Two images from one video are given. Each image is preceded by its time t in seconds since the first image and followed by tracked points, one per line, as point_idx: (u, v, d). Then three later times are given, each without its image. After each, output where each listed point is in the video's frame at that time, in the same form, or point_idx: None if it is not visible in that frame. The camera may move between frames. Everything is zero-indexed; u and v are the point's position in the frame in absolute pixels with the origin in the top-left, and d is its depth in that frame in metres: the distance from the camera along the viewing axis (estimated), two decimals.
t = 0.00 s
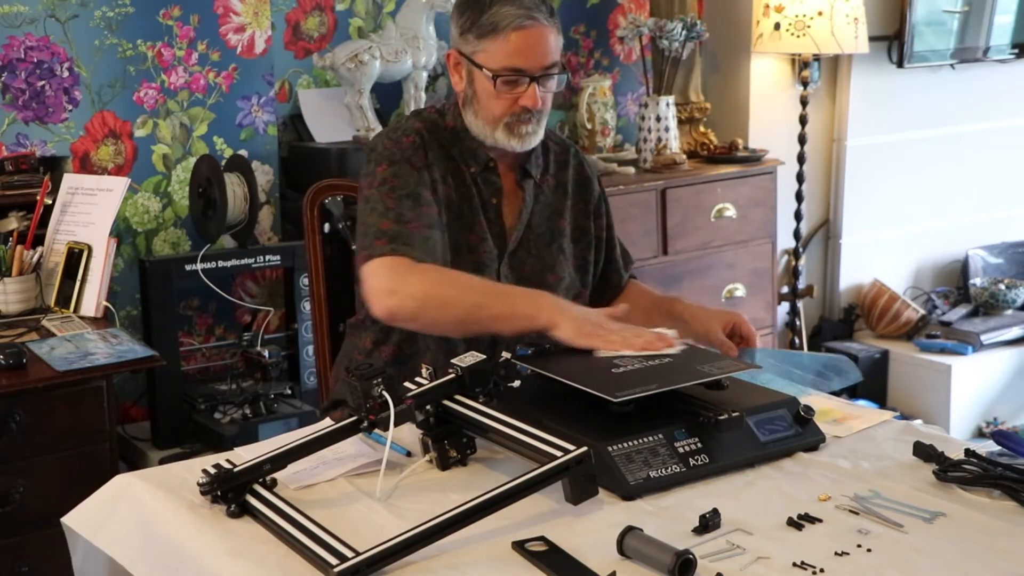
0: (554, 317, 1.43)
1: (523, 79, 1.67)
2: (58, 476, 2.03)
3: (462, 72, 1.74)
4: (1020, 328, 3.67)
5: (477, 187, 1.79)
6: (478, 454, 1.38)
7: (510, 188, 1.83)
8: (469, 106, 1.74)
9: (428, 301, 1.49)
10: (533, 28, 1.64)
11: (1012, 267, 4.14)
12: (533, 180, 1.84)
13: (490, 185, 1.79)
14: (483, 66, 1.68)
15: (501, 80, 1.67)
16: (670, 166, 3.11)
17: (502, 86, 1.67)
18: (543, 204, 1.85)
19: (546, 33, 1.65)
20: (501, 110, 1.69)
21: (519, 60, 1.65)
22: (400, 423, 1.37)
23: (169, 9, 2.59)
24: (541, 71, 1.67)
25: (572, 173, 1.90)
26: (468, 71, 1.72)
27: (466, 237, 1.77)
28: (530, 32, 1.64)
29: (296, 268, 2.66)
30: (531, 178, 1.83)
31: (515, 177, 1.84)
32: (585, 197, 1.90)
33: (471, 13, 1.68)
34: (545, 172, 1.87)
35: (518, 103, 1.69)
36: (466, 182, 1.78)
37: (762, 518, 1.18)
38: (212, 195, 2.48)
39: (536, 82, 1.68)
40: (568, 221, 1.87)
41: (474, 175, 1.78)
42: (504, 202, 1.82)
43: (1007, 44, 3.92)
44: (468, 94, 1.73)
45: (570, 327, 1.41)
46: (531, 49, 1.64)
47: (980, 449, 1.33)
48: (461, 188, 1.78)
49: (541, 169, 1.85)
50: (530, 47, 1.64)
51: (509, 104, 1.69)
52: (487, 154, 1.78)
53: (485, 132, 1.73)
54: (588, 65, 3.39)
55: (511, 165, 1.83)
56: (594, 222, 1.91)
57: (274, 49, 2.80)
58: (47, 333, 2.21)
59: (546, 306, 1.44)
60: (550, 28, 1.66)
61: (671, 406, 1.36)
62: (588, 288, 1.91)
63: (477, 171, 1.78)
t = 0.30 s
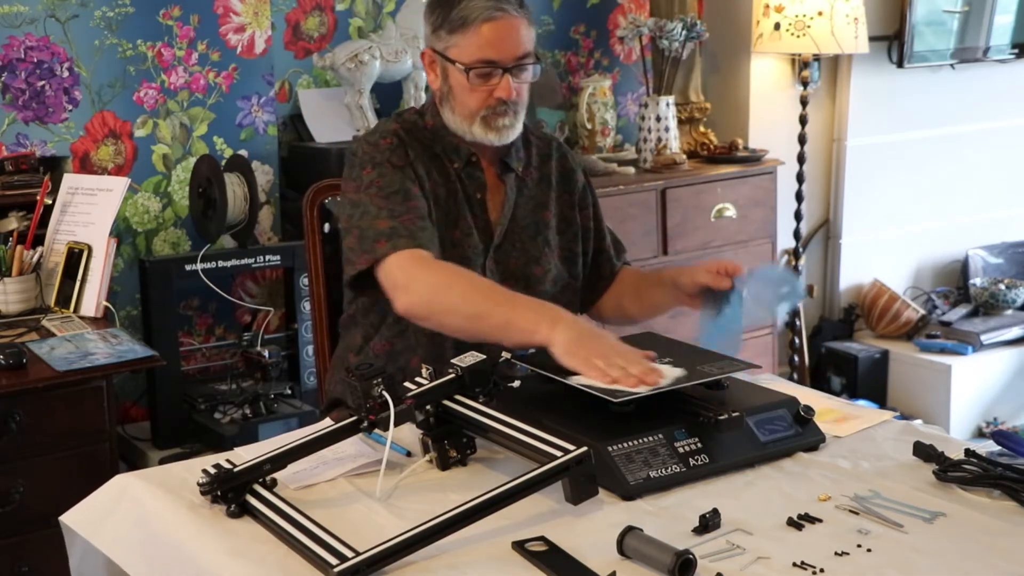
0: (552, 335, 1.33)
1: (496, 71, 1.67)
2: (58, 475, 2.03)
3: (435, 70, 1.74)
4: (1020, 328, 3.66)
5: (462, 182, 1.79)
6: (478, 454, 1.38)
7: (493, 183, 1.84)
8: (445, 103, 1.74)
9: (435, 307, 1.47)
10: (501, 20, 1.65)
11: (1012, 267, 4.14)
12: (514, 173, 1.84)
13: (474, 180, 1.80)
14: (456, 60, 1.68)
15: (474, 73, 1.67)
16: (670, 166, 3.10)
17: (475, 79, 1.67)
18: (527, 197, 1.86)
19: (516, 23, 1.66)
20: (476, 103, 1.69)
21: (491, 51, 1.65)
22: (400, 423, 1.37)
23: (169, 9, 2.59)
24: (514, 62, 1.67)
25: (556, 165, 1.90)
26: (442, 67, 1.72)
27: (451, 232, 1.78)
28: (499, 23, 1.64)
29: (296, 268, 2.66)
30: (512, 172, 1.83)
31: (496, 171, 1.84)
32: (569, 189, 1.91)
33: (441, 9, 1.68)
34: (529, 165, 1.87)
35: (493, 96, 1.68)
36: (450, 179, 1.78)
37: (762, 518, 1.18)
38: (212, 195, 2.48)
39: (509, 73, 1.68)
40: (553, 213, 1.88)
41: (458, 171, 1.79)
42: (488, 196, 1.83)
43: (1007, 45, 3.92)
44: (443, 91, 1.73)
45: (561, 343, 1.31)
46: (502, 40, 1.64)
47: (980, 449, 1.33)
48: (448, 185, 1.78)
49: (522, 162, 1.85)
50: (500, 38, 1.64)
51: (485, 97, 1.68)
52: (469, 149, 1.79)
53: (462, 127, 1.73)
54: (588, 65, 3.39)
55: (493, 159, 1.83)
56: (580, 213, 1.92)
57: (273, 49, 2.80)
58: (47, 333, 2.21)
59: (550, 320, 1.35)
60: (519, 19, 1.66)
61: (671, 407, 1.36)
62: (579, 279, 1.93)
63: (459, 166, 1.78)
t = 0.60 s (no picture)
0: (518, 321, 1.42)
1: (483, 75, 1.67)
2: (58, 475, 2.03)
3: (424, 71, 1.74)
4: (1020, 328, 3.66)
5: (449, 182, 1.80)
6: (478, 454, 1.38)
7: (484, 181, 1.84)
8: (433, 105, 1.74)
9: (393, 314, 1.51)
10: (489, 24, 1.64)
11: (1012, 267, 4.14)
12: (506, 171, 1.84)
13: (463, 180, 1.80)
14: (443, 64, 1.68)
15: (461, 78, 1.67)
16: (670, 166, 3.10)
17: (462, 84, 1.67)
18: (520, 195, 1.85)
19: (504, 28, 1.65)
20: (463, 107, 1.69)
21: (478, 57, 1.65)
22: (400, 423, 1.37)
23: (169, 9, 2.59)
24: (501, 68, 1.67)
25: (548, 162, 1.90)
26: (430, 70, 1.72)
27: (442, 235, 1.78)
28: (487, 28, 1.64)
29: (296, 268, 2.65)
30: (504, 169, 1.83)
31: (488, 170, 1.84)
32: (562, 187, 1.91)
33: (429, 12, 1.68)
34: (520, 162, 1.87)
35: (480, 100, 1.68)
36: (435, 180, 1.78)
37: (762, 518, 1.18)
38: (212, 195, 2.48)
39: (497, 77, 1.68)
40: (546, 210, 1.88)
41: (445, 172, 1.79)
42: (478, 195, 1.83)
43: (1007, 45, 3.92)
44: (431, 93, 1.73)
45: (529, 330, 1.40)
46: (489, 46, 1.64)
47: (980, 449, 1.33)
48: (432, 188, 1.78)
49: (514, 160, 1.85)
50: (488, 44, 1.64)
51: (472, 102, 1.69)
52: (456, 149, 1.79)
53: (449, 129, 1.74)
54: (588, 65, 3.39)
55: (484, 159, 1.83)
56: (574, 210, 1.92)
57: (273, 49, 2.80)
58: (47, 333, 2.21)
59: (514, 309, 1.44)
60: (507, 24, 1.66)
61: (672, 406, 1.36)
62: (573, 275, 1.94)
63: (447, 167, 1.79)
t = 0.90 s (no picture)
0: (467, 299, 1.44)
1: (500, 87, 1.68)
2: (58, 476, 2.03)
3: (433, 74, 1.73)
4: (1020, 328, 3.66)
5: (443, 183, 1.78)
6: (478, 454, 1.38)
7: (479, 180, 1.83)
8: (441, 109, 1.73)
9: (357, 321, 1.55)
10: (511, 38, 1.65)
11: (1012, 267, 4.14)
12: (503, 170, 1.83)
13: (457, 179, 1.79)
14: (462, 72, 1.67)
15: (480, 88, 1.67)
16: (670, 166, 3.10)
17: (479, 93, 1.67)
18: (518, 195, 1.85)
19: (523, 43, 1.67)
20: (477, 114, 1.70)
21: (499, 69, 1.65)
22: (400, 423, 1.37)
23: (170, 9, 2.59)
24: (518, 80, 1.68)
25: (545, 163, 1.90)
26: (442, 74, 1.70)
27: (434, 234, 1.77)
28: (509, 41, 1.65)
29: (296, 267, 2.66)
30: (501, 169, 1.83)
31: (484, 169, 1.83)
32: (558, 188, 1.91)
33: (450, 20, 1.67)
34: (517, 163, 1.87)
35: (494, 109, 1.69)
36: (426, 181, 1.77)
37: (762, 518, 1.18)
38: (212, 195, 2.48)
39: (512, 89, 1.69)
40: (543, 211, 1.88)
41: (438, 172, 1.78)
42: (474, 195, 1.82)
43: (1007, 45, 3.92)
44: (441, 97, 1.72)
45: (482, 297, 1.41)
46: (511, 59, 1.65)
47: (980, 449, 1.33)
48: (422, 187, 1.77)
49: (512, 160, 1.85)
50: (509, 57, 1.65)
51: (486, 110, 1.69)
52: (452, 150, 1.78)
53: (457, 134, 1.73)
54: (588, 65, 3.39)
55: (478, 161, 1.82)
56: (570, 212, 1.93)
57: (273, 49, 2.80)
58: (47, 333, 2.21)
59: (459, 290, 1.46)
60: (526, 38, 1.67)
61: (672, 406, 1.36)
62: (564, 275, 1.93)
63: (441, 168, 1.78)
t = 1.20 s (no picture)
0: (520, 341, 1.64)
1: (503, 98, 1.70)
2: (57, 476, 2.03)
3: (438, 81, 1.75)
4: (1020, 328, 3.66)
5: (451, 186, 1.82)
6: (478, 454, 1.38)
7: (484, 183, 1.86)
8: (444, 116, 1.76)
9: (408, 344, 1.64)
10: (517, 52, 1.67)
11: (1012, 267, 4.14)
12: (508, 173, 1.86)
13: (463, 182, 1.82)
14: (466, 82, 1.69)
15: (483, 99, 1.69)
16: (670, 166, 3.10)
17: (482, 104, 1.70)
18: (518, 200, 1.87)
19: (529, 57, 1.68)
20: (478, 124, 1.72)
21: (503, 82, 1.68)
22: (400, 423, 1.37)
23: (169, 9, 2.59)
24: (521, 93, 1.70)
25: (544, 165, 1.93)
26: (447, 82, 1.73)
27: (448, 237, 1.79)
28: (514, 55, 1.67)
29: (296, 267, 2.66)
30: (507, 171, 1.86)
31: (492, 173, 1.86)
32: (556, 191, 1.94)
33: (457, 30, 1.69)
34: (519, 165, 1.89)
35: (495, 120, 1.72)
36: (435, 184, 1.80)
37: (762, 518, 1.18)
38: (212, 195, 2.48)
39: (515, 101, 1.71)
40: (544, 212, 1.90)
41: (446, 175, 1.81)
42: (478, 197, 1.85)
43: (1007, 44, 3.92)
44: (444, 103, 1.75)
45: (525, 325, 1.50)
46: (515, 73, 1.67)
47: (980, 449, 1.33)
48: (433, 191, 1.80)
49: (515, 163, 1.88)
50: (513, 70, 1.67)
51: (487, 120, 1.72)
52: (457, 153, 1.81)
53: (457, 140, 1.76)
54: (588, 65, 3.39)
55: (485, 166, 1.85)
56: (567, 215, 1.95)
57: (273, 49, 2.80)
58: (47, 333, 2.21)
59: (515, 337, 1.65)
60: (532, 52, 1.69)
61: (671, 406, 1.36)
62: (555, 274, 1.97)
63: (448, 170, 1.81)
